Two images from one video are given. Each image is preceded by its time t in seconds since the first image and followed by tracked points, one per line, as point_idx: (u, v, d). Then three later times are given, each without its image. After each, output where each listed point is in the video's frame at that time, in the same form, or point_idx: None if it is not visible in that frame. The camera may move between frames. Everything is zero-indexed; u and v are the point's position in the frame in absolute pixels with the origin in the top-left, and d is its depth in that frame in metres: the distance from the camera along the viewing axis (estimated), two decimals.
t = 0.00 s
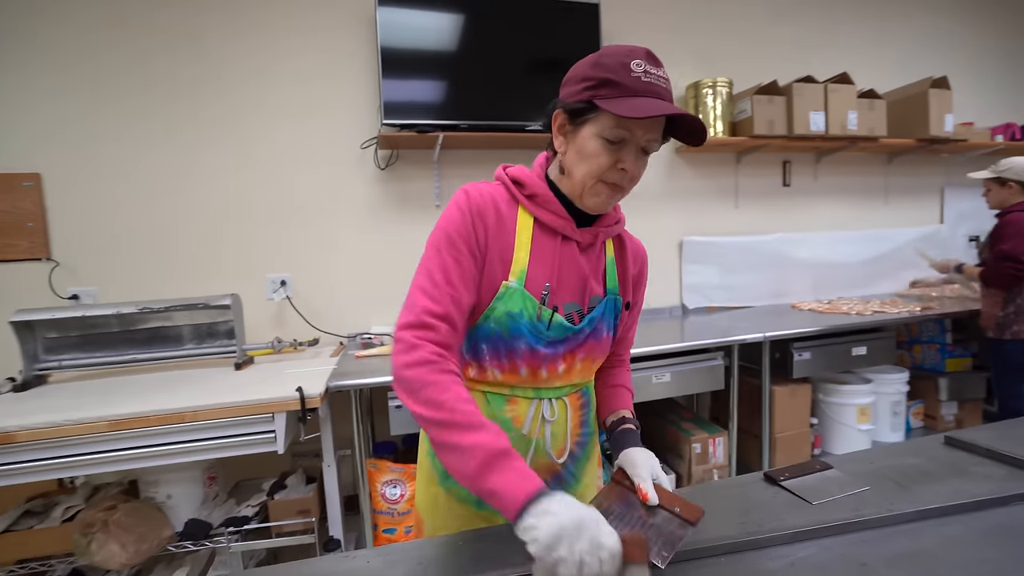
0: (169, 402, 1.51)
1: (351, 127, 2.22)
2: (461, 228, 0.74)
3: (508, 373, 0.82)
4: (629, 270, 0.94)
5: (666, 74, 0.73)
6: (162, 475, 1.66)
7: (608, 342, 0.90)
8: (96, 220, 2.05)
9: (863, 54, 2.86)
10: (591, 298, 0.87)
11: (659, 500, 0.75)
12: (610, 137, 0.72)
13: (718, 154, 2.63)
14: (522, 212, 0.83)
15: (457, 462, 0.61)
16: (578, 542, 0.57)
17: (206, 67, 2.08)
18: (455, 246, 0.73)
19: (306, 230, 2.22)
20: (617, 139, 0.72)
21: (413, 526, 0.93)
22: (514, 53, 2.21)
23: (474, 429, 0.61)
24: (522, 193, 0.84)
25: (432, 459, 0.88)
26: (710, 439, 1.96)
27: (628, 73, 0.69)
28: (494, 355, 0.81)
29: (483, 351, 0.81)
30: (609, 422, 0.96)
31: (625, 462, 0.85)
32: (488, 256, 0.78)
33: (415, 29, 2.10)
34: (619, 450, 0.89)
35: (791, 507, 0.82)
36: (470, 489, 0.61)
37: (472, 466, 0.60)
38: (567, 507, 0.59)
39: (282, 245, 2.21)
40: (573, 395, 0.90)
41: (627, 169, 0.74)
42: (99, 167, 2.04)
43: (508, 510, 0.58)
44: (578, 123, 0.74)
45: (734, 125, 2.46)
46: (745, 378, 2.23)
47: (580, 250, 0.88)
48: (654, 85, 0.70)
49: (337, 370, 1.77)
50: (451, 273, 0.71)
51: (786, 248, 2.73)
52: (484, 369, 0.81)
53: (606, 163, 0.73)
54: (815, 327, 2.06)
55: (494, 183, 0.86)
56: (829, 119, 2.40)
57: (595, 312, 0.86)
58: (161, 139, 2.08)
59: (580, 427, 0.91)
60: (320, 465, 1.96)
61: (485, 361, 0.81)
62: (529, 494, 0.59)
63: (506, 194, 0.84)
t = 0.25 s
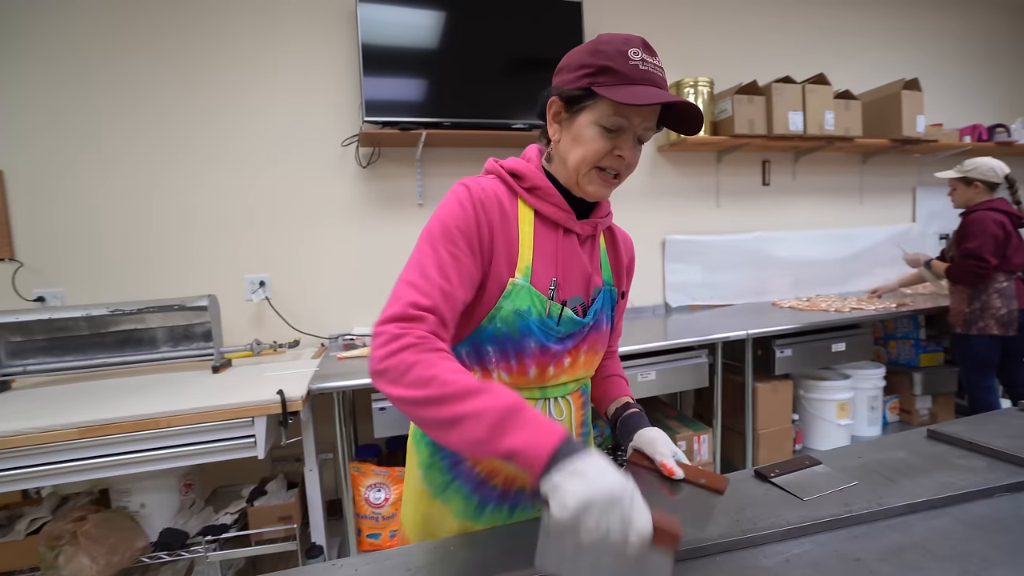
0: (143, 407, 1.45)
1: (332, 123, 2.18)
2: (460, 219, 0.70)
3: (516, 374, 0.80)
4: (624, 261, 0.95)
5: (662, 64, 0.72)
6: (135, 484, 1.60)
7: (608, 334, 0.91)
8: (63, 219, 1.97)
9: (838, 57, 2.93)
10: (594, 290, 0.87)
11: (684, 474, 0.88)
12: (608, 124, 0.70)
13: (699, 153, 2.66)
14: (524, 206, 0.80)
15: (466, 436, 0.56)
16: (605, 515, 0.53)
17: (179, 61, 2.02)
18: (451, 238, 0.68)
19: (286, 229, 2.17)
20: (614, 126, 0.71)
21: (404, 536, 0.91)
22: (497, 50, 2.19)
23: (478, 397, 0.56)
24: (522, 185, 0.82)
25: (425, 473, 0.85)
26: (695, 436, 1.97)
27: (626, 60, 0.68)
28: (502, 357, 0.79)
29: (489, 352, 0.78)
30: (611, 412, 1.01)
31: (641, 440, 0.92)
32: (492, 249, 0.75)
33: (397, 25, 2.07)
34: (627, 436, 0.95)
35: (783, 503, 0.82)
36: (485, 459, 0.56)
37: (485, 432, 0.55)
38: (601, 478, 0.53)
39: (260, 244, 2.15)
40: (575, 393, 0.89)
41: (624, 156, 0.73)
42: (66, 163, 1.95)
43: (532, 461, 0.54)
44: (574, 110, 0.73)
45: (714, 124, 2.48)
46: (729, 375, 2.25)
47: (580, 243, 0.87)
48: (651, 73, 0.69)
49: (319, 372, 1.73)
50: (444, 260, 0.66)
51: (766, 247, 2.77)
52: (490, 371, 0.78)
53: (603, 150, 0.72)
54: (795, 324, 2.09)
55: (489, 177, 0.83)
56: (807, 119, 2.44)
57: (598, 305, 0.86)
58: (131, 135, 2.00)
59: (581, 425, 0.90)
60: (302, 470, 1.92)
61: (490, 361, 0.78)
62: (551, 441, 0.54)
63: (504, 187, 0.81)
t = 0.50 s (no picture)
0: (117, 410, 1.40)
1: (315, 120, 2.14)
2: (427, 233, 0.71)
3: (499, 381, 0.79)
4: (610, 260, 0.93)
5: (651, 58, 0.73)
6: (108, 489, 1.55)
7: (594, 336, 0.89)
8: (33, 215, 1.90)
9: (818, 64, 2.98)
10: (578, 291, 0.86)
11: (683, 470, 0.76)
12: (598, 123, 0.70)
13: (683, 156, 2.68)
14: (504, 208, 0.79)
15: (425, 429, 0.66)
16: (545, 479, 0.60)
17: (156, 55, 1.96)
18: (415, 256, 0.70)
19: (267, 227, 2.12)
20: (605, 125, 0.70)
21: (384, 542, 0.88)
22: (484, 49, 2.18)
23: (428, 397, 0.64)
24: (503, 187, 0.80)
25: (407, 478, 0.83)
26: (680, 437, 1.98)
27: (617, 57, 0.68)
28: (483, 363, 0.77)
29: (470, 359, 0.77)
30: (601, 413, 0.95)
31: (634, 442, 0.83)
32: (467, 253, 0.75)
33: (383, 22, 2.04)
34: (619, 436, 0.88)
35: (771, 505, 0.82)
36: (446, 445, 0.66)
37: (439, 425, 0.64)
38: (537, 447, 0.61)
39: (240, 243, 2.10)
40: (562, 396, 0.87)
41: (614, 156, 0.73)
42: (36, 158, 1.89)
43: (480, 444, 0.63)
44: (563, 107, 0.72)
45: (699, 127, 2.50)
46: (713, 376, 2.27)
47: (562, 243, 0.86)
48: (642, 70, 0.69)
49: (301, 373, 1.70)
50: (406, 276, 0.69)
51: (749, 249, 2.81)
52: (472, 378, 0.78)
53: (594, 150, 0.72)
54: (778, 326, 2.12)
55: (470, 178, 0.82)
56: (789, 124, 2.47)
57: (582, 307, 0.84)
58: (106, 129, 1.94)
59: (569, 428, 0.88)
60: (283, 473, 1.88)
61: (472, 368, 0.77)
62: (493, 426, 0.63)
63: (485, 189, 0.80)
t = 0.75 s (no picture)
0: (114, 413, 1.38)
1: (313, 120, 2.13)
2: (406, 243, 0.71)
3: (492, 381, 0.77)
4: (598, 250, 0.91)
5: (617, 46, 0.72)
6: (105, 493, 1.53)
7: (586, 330, 0.87)
8: (28, 216, 1.88)
9: (816, 63, 2.98)
10: (565, 284, 0.84)
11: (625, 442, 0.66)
12: (566, 113, 0.69)
13: (682, 156, 2.67)
14: (483, 208, 0.79)
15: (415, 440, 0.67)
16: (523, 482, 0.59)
17: (152, 56, 1.95)
18: (395, 268, 0.70)
19: (265, 228, 2.11)
20: (573, 115, 0.69)
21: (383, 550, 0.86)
22: (482, 48, 2.17)
23: (410, 412, 0.65)
24: (480, 187, 0.80)
25: (406, 483, 0.82)
26: (681, 437, 1.98)
27: (579, 46, 0.67)
28: (475, 365, 0.76)
29: (459, 361, 0.75)
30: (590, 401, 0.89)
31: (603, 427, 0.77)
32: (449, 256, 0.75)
33: (380, 22, 2.03)
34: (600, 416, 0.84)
35: (779, 506, 0.81)
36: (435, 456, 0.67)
37: (424, 440, 0.65)
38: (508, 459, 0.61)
39: (238, 244, 2.09)
40: (559, 394, 0.86)
41: (586, 145, 0.71)
42: (31, 160, 1.87)
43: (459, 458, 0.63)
44: (531, 101, 0.72)
45: (697, 127, 2.50)
46: (713, 376, 2.27)
47: (546, 239, 0.85)
48: (607, 56, 0.69)
49: (300, 375, 1.68)
50: (389, 288, 0.70)
51: (748, 249, 2.81)
52: (463, 381, 0.76)
53: (565, 141, 0.70)
54: (777, 325, 2.11)
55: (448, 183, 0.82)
56: (787, 123, 2.47)
57: (569, 300, 0.83)
58: (102, 131, 1.93)
59: (568, 427, 0.86)
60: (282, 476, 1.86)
61: (462, 370, 0.76)
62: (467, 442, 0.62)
63: (464, 192, 0.80)
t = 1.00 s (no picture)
0: (125, 419, 1.38)
1: (319, 125, 2.14)
2: (399, 245, 0.70)
3: (487, 383, 0.76)
4: (593, 245, 0.89)
5: (593, 39, 0.71)
6: (115, 499, 1.53)
7: (584, 327, 0.85)
8: (39, 224, 1.90)
9: (822, 61, 2.97)
10: (559, 282, 0.83)
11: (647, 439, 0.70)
12: (546, 108, 0.67)
13: (689, 155, 2.66)
14: (471, 210, 0.79)
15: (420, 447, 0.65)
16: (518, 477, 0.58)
17: (159, 64, 1.96)
18: (390, 271, 0.70)
19: (273, 233, 2.12)
20: (553, 110, 0.67)
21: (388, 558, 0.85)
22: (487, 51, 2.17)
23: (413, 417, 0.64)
24: (468, 189, 0.80)
25: (408, 487, 0.81)
26: (692, 439, 1.96)
27: (553, 41, 0.66)
28: (468, 366, 0.75)
29: (454, 363, 0.75)
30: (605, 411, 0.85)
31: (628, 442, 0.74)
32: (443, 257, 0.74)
33: (386, 26, 2.03)
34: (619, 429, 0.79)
35: (796, 510, 0.79)
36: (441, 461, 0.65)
37: (429, 446, 0.63)
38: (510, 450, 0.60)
39: (246, 249, 2.09)
40: (559, 394, 0.84)
41: (570, 139, 0.69)
42: (42, 168, 1.88)
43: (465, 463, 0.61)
44: (512, 100, 0.70)
45: (704, 126, 2.49)
46: (724, 377, 2.25)
47: (536, 237, 0.84)
48: (582, 49, 0.67)
49: (309, 380, 1.68)
50: (385, 292, 0.69)
51: (756, 248, 2.78)
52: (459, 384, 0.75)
53: (548, 136, 0.68)
54: (788, 325, 2.09)
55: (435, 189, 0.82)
56: (795, 121, 2.46)
57: (563, 298, 0.81)
58: (111, 139, 1.94)
59: (569, 428, 0.85)
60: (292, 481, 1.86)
61: (458, 373, 0.75)
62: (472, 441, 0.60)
63: (451, 195, 0.80)
